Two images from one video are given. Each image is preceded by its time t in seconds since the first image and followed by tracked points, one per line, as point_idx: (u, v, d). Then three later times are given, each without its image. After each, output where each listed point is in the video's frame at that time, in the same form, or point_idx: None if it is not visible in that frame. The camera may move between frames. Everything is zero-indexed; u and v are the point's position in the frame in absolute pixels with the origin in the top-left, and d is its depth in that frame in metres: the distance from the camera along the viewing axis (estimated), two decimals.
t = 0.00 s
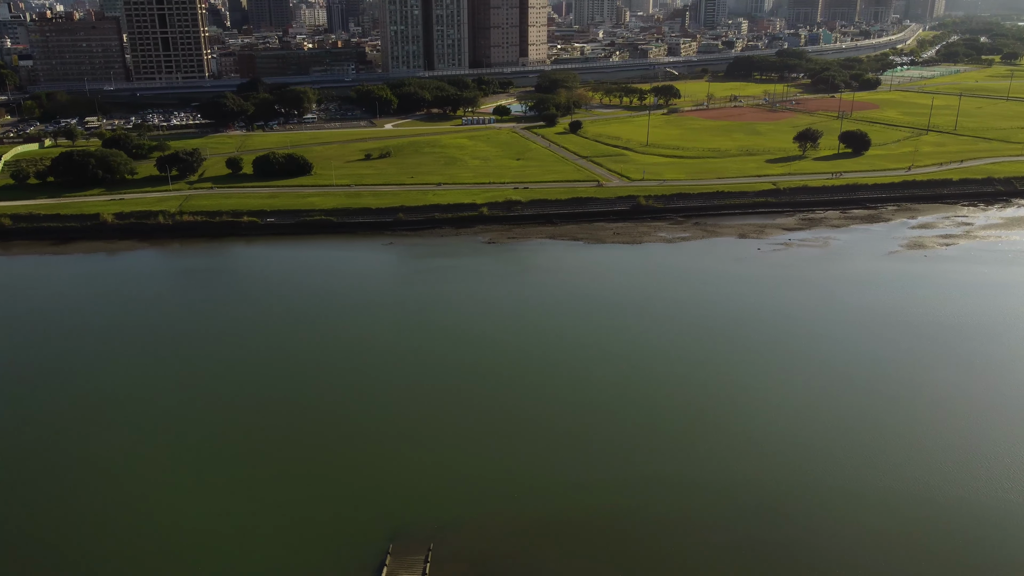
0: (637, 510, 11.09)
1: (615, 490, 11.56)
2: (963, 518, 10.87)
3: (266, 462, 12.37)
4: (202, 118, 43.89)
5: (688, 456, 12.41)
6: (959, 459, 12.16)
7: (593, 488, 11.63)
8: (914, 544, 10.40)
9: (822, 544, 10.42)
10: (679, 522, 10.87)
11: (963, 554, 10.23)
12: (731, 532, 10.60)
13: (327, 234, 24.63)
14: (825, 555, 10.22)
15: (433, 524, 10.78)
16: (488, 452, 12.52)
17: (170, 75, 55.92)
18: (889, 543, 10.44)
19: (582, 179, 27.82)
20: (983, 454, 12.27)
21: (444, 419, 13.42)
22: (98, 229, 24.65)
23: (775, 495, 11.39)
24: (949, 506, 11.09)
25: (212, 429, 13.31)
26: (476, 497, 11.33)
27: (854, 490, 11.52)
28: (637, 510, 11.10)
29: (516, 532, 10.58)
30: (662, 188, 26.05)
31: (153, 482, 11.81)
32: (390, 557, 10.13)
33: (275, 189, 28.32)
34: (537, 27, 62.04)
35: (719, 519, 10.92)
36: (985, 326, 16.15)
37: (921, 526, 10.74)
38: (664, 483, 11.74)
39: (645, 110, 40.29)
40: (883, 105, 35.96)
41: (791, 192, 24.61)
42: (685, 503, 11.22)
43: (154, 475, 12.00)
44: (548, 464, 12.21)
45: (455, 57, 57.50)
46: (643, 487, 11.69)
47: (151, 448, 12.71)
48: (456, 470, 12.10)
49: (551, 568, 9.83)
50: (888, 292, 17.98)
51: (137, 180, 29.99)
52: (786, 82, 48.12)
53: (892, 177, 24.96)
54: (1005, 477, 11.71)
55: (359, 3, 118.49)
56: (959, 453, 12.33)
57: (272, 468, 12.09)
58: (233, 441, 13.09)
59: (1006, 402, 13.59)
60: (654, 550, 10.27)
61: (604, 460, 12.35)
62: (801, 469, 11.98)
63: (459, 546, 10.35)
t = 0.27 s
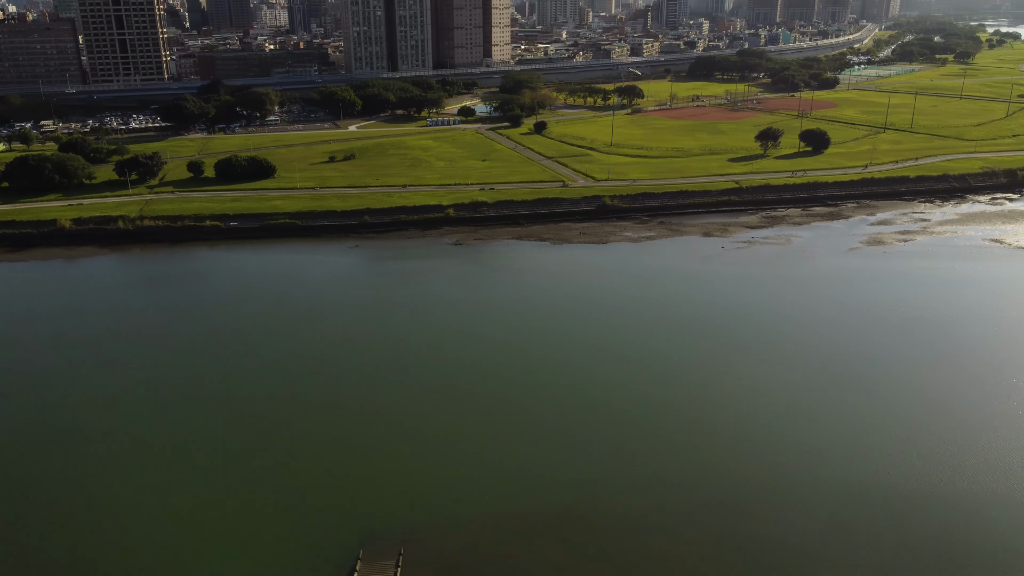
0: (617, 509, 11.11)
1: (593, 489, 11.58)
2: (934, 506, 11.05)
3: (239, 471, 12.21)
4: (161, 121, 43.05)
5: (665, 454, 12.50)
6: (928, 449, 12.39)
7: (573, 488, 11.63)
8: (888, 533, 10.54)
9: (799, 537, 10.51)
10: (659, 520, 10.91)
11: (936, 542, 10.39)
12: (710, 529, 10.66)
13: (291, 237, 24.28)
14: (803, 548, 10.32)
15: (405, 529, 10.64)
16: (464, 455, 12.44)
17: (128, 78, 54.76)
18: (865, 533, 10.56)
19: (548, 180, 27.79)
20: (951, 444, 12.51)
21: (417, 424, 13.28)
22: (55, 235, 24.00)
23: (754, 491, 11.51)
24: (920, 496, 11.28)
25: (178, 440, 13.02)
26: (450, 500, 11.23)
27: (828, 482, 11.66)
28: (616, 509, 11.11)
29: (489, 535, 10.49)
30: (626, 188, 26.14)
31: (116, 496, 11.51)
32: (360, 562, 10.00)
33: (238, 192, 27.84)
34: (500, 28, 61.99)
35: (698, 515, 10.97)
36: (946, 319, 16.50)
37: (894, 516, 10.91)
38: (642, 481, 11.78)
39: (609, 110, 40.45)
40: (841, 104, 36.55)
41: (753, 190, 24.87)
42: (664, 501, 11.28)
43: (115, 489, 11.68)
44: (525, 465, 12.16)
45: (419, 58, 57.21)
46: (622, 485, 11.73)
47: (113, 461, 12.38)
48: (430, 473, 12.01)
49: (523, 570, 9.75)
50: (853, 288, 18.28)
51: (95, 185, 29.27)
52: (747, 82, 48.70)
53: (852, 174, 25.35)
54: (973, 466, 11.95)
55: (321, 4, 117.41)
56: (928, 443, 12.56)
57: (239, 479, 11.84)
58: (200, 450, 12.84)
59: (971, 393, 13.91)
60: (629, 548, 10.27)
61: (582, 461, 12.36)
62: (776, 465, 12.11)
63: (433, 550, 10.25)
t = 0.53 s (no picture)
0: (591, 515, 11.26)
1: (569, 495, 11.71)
2: (899, 500, 11.34)
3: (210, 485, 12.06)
4: (119, 124, 42.13)
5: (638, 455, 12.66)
6: (892, 443, 12.70)
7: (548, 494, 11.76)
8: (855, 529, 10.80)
9: (769, 537, 10.72)
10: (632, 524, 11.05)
11: (903, 536, 10.65)
12: (683, 531, 10.84)
13: (255, 241, 23.92)
14: (774, 547, 10.54)
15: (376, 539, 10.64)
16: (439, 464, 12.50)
17: (84, 80, 53.48)
18: (833, 529, 10.80)
19: (513, 181, 27.73)
20: (914, 437, 12.83)
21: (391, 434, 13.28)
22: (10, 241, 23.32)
23: (725, 491, 11.69)
24: (886, 491, 11.56)
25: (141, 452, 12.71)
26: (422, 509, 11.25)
27: (797, 480, 11.90)
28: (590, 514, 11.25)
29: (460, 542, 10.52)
30: (591, 187, 26.19)
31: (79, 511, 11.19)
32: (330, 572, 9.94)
33: (200, 196, 27.34)
34: (464, 28, 61.81)
35: (670, 518, 11.16)
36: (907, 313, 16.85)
37: (864, 512, 11.14)
38: (616, 485, 11.92)
39: (574, 111, 40.55)
40: (801, 103, 37.07)
41: (716, 189, 25.10)
42: (637, 504, 11.44)
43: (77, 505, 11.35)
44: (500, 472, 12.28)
45: (382, 59, 56.79)
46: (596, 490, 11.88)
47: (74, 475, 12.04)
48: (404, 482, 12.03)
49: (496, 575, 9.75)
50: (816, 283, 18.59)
51: (51, 190, 28.51)
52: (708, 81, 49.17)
53: (812, 172, 25.70)
54: (936, 458, 12.27)
55: (282, 4, 115.97)
56: (892, 437, 12.88)
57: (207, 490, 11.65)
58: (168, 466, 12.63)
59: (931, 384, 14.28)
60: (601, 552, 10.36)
61: (557, 466, 12.50)
62: (746, 465, 12.34)
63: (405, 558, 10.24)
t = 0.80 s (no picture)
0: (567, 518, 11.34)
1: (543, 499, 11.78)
2: (867, 493, 11.56)
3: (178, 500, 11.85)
4: (75, 128, 41.12)
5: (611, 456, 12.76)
6: (858, 436, 12.94)
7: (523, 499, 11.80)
8: (824, 524, 10.99)
9: (741, 534, 10.87)
10: (607, 526, 11.14)
11: (870, 528, 10.87)
12: (657, 532, 10.95)
13: (218, 246, 23.51)
14: (747, 544, 10.68)
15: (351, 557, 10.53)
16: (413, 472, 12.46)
17: (39, 83, 52.15)
18: (804, 524, 10.99)
19: (478, 182, 27.64)
20: (879, 429, 13.09)
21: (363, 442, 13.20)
22: None
23: (697, 492, 11.83)
24: (853, 484, 11.77)
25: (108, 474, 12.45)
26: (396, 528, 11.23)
27: (768, 477, 12.08)
28: (565, 518, 11.33)
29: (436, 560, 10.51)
30: (556, 188, 26.18)
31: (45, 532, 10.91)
32: None
33: (161, 200, 26.78)
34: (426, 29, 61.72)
35: (644, 519, 11.26)
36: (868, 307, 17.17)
37: (832, 506, 11.34)
38: (590, 488, 12.00)
39: (538, 111, 40.57)
40: (761, 102, 37.51)
41: (679, 188, 25.26)
42: (612, 507, 11.53)
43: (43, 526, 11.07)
44: (474, 479, 12.30)
45: (344, 60, 56.29)
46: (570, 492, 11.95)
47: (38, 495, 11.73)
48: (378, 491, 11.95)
49: None
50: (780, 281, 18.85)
51: (5, 196, 27.72)
52: (671, 81, 49.60)
53: (774, 171, 26.02)
54: (900, 450, 12.52)
55: (242, 5, 114.41)
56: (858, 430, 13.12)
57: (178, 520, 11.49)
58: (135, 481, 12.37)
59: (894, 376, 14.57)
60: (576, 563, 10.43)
61: (531, 471, 12.55)
62: (718, 462, 12.50)
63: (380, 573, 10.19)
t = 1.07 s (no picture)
0: (539, 517, 11.35)
1: (515, 499, 11.78)
2: (837, 484, 11.71)
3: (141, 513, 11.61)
4: (29, 132, 40.05)
5: (582, 454, 12.81)
6: (824, 427, 13.11)
7: (495, 500, 11.78)
8: (792, 515, 11.12)
9: (711, 527, 10.96)
10: (580, 522, 11.18)
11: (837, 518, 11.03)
12: (629, 527, 11.02)
13: (180, 251, 23.06)
14: (716, 536, 10.78)
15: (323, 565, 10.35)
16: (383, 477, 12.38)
17: None
18: (772, 515, 11.12)
19: (444, 183, 27.51)
20: (845, 420, 13.27)
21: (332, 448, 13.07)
22: None
23: (670, 488, 11.85)
24: (819, 474, 11.92)
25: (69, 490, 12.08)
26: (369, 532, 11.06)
27: (736, 470, 12.20)
28: (537, 517, 11.34)
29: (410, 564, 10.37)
30: (522, 189, 26.15)
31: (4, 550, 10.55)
32: None
33: (121, 205, 26.20)
34: (389, 30, 61.34)
35: (615, 514, 11.32)
36: (831, 302, 17.45)
37: (803, 498, 11.47)
38: (562, 486, 12.03)
39: (502, 112, 40.52)
40: (723, 102, 37.89)
41: (644, 187, 25.39)
42: (583, 504, 11.58)
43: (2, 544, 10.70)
44: (446, 481, 12.26)
45: (307, 62, 55.67)
46: (543, 490, 11.96)
47: None
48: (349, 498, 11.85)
49: None
50: (745, 277, 19.05)
51: None
52: (634, 81, 49.91)
53: (737, 169, 26.28)
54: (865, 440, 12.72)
55: (201, 7, 112.62)
56: (823, 422, 13.31)
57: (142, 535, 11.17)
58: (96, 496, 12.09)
59: (857, 368, 14.80)
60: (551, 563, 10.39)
61: (504, 471, 12.49)
62: (689, 457, 12.59)
63: None
